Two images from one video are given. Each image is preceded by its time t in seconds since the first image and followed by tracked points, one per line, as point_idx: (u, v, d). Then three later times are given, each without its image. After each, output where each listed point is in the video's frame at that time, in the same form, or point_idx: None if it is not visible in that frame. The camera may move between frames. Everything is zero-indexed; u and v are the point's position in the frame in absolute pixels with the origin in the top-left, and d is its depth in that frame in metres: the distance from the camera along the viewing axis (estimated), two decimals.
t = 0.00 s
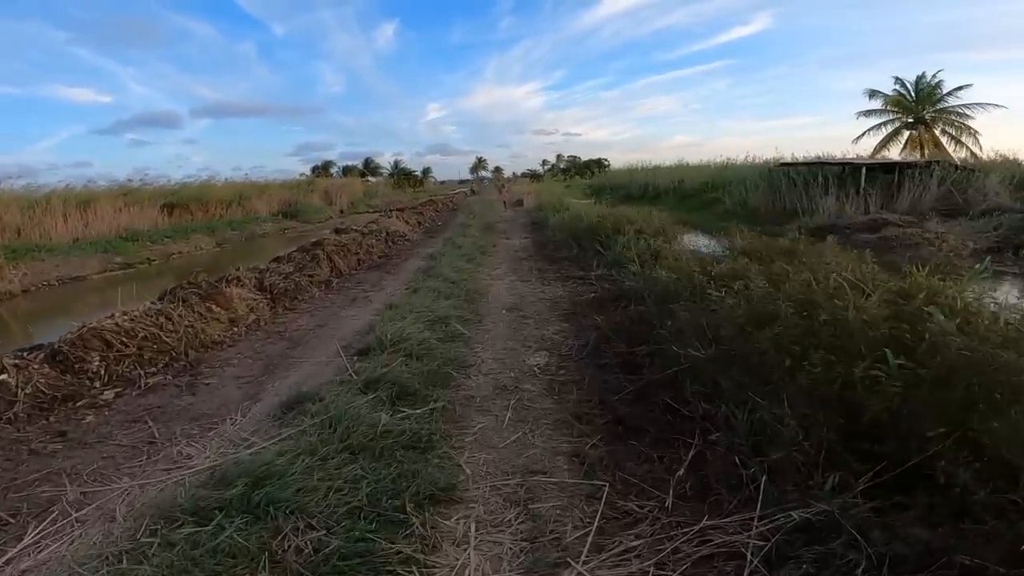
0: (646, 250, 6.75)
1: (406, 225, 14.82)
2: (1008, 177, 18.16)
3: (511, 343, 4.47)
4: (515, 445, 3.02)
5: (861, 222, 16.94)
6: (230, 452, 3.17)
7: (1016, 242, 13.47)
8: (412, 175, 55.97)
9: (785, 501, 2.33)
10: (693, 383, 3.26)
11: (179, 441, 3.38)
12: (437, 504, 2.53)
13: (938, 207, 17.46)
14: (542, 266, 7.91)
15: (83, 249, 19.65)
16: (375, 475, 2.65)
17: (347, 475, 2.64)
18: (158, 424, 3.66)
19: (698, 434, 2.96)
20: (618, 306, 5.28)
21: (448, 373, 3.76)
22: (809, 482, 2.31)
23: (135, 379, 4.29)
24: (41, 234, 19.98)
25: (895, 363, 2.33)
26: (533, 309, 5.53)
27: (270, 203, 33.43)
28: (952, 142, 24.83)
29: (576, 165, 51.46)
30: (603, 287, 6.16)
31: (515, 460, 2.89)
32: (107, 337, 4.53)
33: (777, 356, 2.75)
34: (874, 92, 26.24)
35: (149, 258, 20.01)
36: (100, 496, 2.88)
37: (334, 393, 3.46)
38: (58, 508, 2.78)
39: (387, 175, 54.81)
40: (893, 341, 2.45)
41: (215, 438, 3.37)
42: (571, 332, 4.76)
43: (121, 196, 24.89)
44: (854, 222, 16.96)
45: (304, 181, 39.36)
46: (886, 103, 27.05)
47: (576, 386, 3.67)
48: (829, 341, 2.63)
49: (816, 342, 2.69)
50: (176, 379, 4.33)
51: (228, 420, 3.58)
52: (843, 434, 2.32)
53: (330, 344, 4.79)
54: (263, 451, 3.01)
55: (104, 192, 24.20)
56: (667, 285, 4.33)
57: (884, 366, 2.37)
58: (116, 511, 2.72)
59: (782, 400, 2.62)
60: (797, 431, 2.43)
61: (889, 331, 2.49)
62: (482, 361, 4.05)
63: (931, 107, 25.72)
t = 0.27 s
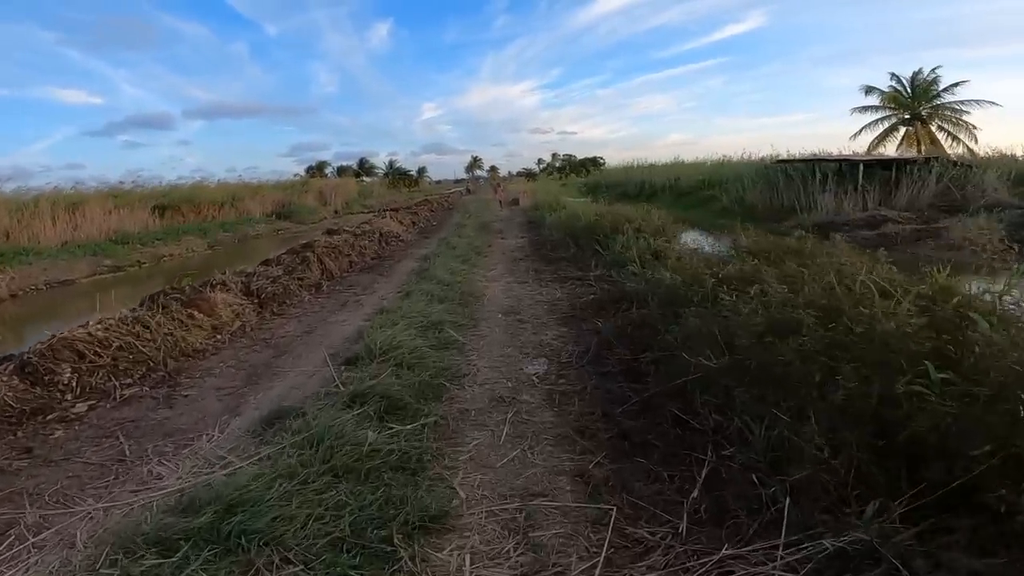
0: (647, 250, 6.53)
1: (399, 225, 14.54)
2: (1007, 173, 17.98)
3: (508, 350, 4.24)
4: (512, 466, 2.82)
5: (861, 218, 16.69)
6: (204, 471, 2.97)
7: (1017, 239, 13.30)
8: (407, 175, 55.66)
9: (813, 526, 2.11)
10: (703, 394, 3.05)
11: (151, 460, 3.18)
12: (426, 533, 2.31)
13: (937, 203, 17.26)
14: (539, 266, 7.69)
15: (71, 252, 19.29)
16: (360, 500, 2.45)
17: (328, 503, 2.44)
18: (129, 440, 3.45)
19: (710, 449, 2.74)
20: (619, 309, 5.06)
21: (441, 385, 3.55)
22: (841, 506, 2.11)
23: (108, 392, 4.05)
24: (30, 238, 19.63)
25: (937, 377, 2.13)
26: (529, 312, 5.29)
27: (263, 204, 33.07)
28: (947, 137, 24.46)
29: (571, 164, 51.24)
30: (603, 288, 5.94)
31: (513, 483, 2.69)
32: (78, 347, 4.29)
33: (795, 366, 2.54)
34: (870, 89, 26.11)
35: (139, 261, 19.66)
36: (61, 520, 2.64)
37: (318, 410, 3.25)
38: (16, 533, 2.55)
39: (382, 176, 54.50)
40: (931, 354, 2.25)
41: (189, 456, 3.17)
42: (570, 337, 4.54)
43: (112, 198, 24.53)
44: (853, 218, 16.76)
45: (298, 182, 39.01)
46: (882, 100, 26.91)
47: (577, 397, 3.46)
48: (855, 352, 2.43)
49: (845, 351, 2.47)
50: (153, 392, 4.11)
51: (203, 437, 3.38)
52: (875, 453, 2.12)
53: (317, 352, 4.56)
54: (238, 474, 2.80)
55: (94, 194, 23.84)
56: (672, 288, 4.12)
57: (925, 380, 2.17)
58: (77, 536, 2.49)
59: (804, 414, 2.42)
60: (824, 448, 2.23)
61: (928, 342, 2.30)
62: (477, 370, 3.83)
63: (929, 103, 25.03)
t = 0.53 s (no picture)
0: (652, 253, 6.29)
1: (396, 227, 14.23)
2: (1011, 172, 17.70)
3: (507, 360, 4.00)
4: (511, 494, 2.58)
5: (863, 218, 16.44)
6: (171, 497, 2.84)
7: None
8: (405, 175, 55.36)
9: (854, 565, 1.87)
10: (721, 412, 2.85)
11: (117, 481, 3.05)
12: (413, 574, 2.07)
13: (940, 203, 16.97)
14: (540, 269, 7.44)
15: (63, 254, 19.02)
16: (340, 536, 2.22)
17: (302, 540, 2.20)
18: (95, 458, 3.31)
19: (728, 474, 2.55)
20: (624, 316, 4.82)
21: (435, 401, 3.31)
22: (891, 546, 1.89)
23: (80, 407, 3.83)
24: (21, 240, 19.33)
25: (1002, 406, 1.91)
26: (529, 319, 5.05)
27: (260, 205, 32.81)
28: (950, 137, 23.87)
29: (570, 164, 50.96)
30: (606, 292, 5.71)
31: (512, 515, 2.44)
32: (48, 359, 4.07)
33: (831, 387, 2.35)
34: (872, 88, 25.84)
35: (133, 264, 19.42)
36: (14, 547, 2.57)
37: (301, 432, 3.00)
38: None
39: (380, 176, 54.22)
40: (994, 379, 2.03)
41: (158, 478, 3.03)
42: (573, 346, 4.31)
43: (105, 199, 24.24)
44: (854, 218, 16.50)
45: (295, 183, 38.76)
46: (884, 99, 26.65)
47: (582, 414, 3.24)
48: (896, 372, 2.23)
49: (893, 372, 2.24)
50: (127, 406, 3.91)
51: (175, 457, 3.23)
52: (922, 482, 1.92)
53: (304, 362, 4.33)
54: (206, 506, 2.60)
55: (87, 196, 23.54)
56: (681, 292, 3.87)
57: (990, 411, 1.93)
58: (28, 567, 2.41)
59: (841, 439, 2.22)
60: (865, 476, 2.03)
61: (992, 367, 2.07)
62: (474, 383, 3.59)
63: (929, 103, 24.06)
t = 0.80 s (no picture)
0: (657, 255, 6.05)
1: (393, 227, 13.96)
2: (1014, 168, 17.40)
3: (506, 373, 3.78)
4: (512, 528, 2.34)
5: (867, 215, 16.18)
6: (140, 527, 2.59)
7: None
8: (403, 174, 55.04)
9: None
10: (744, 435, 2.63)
11: (84, 507, 2.81)
12: None
13: (944, 200, 16.67)
14: (540, 271, 7.20)
15: (56, 256, 18.74)
16: None
17: None
18: (61, 481, 3.06)
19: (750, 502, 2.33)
20: (630, 323, 4.58)
21: (429, 422, 3.09)
22: None
23: (51, 423, 3.60)
24: (13, 241, 19.05)
25: None
26: (529, 326, 4.80)
27: (256, 205, 32.51)
28: (952, 132, 23.50)
29: (569, 162, 50.66)
30: (610, 297, 5.47)
31: (514, 554, 2.20)
32: (18, 373, 3.84)
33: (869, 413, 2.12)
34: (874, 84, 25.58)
35: (127, 265, 19.13)
36: None
37: (285, 460, 2.78)
38: None
39: (377, 175, 53.90)
40: None
41: (128, 505, 2.79)
42: (576, 356, 4.07)
43: (99, 200, 23.95)
44: (858, 215, 16.23)
45: (292, 182, 38.46)
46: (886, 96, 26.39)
47: (588, 437, 3.02)
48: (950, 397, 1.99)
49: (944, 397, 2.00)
50: (102, 422, 3.66)
51: (148, 481, 3.00)
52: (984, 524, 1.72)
53: (292, 376, 4.09)
54: (173, 543, 2.32)
55: (82, 196, 23.25)
56: (692, 298, 3.63)
57: None
58: None
59: (882, 471, 2.01)
60: (915, 516, 1.80)
61: None
62: (472, 400, 3.38)
63: (932, 98, 23.65)
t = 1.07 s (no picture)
0: (661, 255, 5.84)
1: (389, 226, 13.74)
2: (1016, 164, 17.13)
3: (505, 382, 3.60)
4: (515, 556, 2.13)
5: (867, 212, 15.94)
6: (107, 550, 2.38)
7: None
8: (400, 173, 54.75)
9: None
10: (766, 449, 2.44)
11: (48, 527, 2.60)
12: None
13: (945, 197, 16.42)
14: (540, 270, 6.99)
15: (47, 257, 18.46)
16: None
17: None
18: (27, 497, 2.85)
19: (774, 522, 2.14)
20: (635, 327, 4.37)
21: (423, 437, 2.91)
22: None
23: (20, 435, 3.41)
24: (4, 242, 18.77)
25: None
26: (530, 330, 4.60)
27: (251, 204, 32.20)
28: (952, 129, 23.22)
29: (566, 160, 50.41)
30: (613, 297, 5.27)
31: None
32: None
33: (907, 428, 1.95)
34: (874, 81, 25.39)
35: (119, 265, 18.85)
36: None
37: (268, 481, 2.58)
38: None
39: (375, 174, 53.61)
40: None
41: (95, 525, 2.58)
42: (579, 361, 3.87)
43: (92, 200, 23.66)
44: (859, 213, 16.00)
45: (288, 181, 38.16)
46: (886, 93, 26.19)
47: (593, 453, 2.83)
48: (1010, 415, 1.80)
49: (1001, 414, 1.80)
50: (76, 433, 3.47)
51: (118, 500, 2.78)
52: None
53: (278, 384, 3.88)
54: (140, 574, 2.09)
55: (74, 196, 22.96)
56: (703, 301, 3.43)
57: None
58: None
59: (928, 494, 1.82)
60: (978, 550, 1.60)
61: None
62: (469, 411, 3.23)
63: (931, 95, 23.31)
